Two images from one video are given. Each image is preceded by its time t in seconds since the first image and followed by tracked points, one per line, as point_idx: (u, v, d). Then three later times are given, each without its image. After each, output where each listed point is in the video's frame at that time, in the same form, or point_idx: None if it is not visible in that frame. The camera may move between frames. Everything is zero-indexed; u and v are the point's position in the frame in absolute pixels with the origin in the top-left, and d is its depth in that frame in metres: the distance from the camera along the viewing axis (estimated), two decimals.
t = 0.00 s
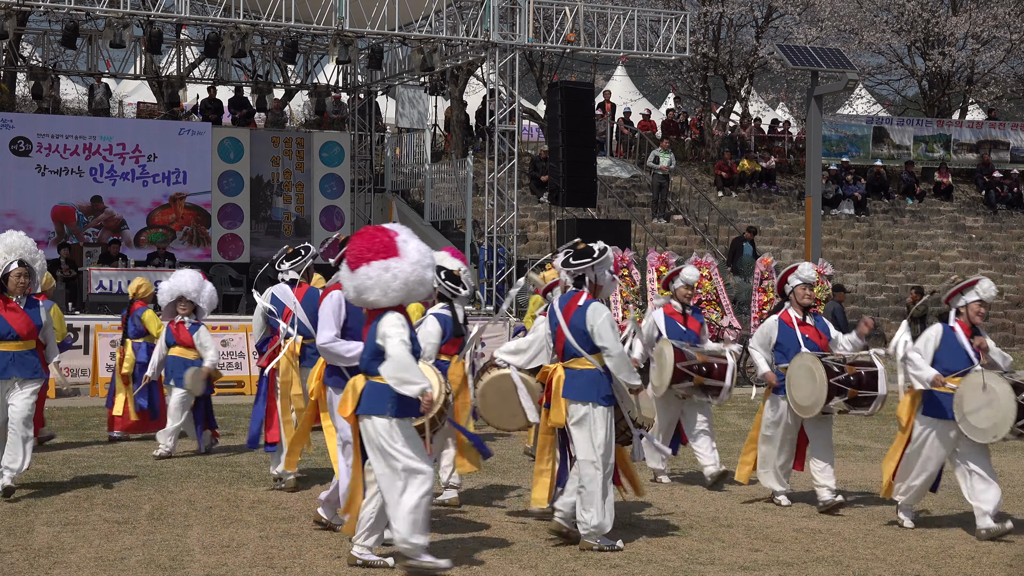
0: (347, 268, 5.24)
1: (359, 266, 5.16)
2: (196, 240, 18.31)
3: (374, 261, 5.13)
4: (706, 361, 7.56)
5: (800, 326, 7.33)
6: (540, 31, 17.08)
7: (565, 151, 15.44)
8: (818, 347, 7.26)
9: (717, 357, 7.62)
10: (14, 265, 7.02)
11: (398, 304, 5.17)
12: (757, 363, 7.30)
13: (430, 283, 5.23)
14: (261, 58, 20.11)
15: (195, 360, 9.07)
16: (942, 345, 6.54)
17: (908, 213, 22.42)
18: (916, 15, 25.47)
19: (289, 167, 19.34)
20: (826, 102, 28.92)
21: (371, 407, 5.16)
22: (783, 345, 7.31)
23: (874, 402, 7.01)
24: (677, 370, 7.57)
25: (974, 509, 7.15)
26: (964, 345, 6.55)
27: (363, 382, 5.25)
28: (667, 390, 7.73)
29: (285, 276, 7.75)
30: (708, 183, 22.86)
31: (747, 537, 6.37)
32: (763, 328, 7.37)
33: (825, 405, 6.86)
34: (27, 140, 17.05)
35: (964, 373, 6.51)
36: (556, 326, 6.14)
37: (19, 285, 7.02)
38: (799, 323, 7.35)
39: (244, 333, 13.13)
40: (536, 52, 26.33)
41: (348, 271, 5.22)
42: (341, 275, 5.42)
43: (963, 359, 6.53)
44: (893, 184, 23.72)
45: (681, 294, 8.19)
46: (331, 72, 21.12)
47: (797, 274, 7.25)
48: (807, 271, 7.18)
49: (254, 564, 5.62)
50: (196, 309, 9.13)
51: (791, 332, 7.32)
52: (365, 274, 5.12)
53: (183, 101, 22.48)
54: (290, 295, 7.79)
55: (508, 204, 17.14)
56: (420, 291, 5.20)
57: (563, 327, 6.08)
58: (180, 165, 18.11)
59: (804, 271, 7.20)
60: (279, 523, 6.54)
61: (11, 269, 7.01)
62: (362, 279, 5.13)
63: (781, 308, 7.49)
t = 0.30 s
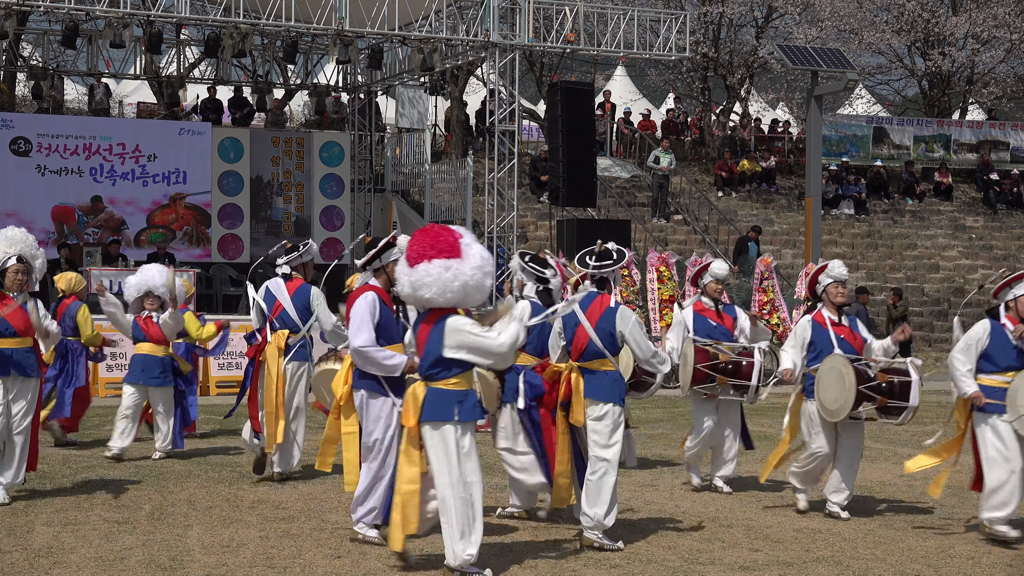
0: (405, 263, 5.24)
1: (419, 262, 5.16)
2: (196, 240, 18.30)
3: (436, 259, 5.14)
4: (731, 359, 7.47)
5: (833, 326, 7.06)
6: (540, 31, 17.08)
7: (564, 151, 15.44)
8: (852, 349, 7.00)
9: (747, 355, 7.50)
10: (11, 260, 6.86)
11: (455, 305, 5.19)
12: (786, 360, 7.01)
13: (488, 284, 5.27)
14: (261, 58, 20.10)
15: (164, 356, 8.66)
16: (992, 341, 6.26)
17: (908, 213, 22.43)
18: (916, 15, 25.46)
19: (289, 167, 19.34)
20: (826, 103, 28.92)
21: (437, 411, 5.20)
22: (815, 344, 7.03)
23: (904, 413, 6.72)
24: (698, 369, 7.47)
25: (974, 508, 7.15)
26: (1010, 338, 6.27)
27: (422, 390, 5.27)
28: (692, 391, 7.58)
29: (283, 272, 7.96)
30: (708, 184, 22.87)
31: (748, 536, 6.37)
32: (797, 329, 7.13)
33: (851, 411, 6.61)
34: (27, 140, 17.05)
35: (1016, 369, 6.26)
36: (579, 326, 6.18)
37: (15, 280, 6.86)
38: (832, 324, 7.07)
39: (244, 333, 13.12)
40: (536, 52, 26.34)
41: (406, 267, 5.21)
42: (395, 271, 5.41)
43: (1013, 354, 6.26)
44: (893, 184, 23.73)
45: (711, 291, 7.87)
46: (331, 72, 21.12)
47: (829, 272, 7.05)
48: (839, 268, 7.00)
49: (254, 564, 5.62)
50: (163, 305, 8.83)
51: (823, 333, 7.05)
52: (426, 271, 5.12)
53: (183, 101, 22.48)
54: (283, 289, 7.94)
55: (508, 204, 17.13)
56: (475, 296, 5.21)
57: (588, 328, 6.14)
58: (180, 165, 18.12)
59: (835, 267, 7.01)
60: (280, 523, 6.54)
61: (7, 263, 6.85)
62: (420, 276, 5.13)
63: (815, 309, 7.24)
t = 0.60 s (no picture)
0: (469, 269, 5.19)
1: (485, 268, 5.13)
2: (196, 240, 18.29)
3: (503, 265, 5.12)
4: (770, 379, 7.01)
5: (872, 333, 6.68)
6: (540, 30, 17.09)
7: (565, 151, 15.44)
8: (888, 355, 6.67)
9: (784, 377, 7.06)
10: (8, 266, 6.73)
11: (521, 309, 5.17)
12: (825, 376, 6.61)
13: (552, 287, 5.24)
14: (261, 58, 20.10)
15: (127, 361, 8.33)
16: None
17: (908, 213, 22.43)
18: (916, 15, 25.46)
19: (289, 167, 19.35)
20: (826, 103, 28.94)
21: (492, 413, 5.15)
22: (852, 353, 6.66)
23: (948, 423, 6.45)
24: (737, 382, 7.01)
25: (974, 508, 7.15)
26: None
27: (476, 389, 5.22)
28: (724, 401, 7.15)
29: (278, 276, 8.24)
30: (708, 183, 22.87)
31: (748, 536, 6.37)
32: (830, 336, 6.72)
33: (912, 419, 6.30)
34: (27, 140, 17.05)
35: None
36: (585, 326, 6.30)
37: (13, 287, 6.74)
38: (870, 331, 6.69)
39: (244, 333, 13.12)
40: (536, 52, 26.34)
41: (471, 273, 5.17)
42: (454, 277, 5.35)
43: None
44: (892, 184, 23.75)
45: (735, 301, 7.40)
46: (331, 72, 21.13)
47: (865, 277, 6.70)
48: (875, 274, 6.65)
49: (254, 564, 5.62)
50: (130, 305, 8.35)
51: (862, 342, 6.66)
52: (494, 276, 5.09)
53: (183, 101, 22.49)
54: (277, 293, 8.17)
55: (508, 204, 17.14)
56: (541, 299, 5.21)
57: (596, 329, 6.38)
58: (180, 165, 18.11)
59: (873, 273, 6.67)
60: (280, 523, 6.54)
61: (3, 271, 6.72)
62: (489, 281, 5.10)
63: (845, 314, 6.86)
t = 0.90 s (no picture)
0: (520, 285, 5.17)
1: (539, 283, 5.12)
2: (196, 240, 18.29)
3: (555, 276, 5.12)
4: (791, 362, 7.02)
5: (917, 325, 6.52)
6: (540, 31, 17.08)
7: (565, 151, 15.44)
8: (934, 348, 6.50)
9: (806, 359, 7.09)
10: (18, 256, 6.56)
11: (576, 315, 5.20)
12: (867, 364, 6.41)
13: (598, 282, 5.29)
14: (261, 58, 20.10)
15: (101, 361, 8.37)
16: None
17: (908, 213, 22.43)
18: (916, 15, 25.45)
19: (289, 167, 19.35)
20: (826, 103, 28.94)
21: (564, 419, 5.17)
22: (898, 344, 6.47)
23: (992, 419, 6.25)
24: (756, 369, 7.03)
25: (974, 508, 7.15)
26: None
27: (543, 397, 5.21)
28: (744, 390, 7.15)
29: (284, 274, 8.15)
30: (708, 183, 22.87)
31: (748, 536, 6.37)
32: (874, 325, 6.51)
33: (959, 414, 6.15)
34: (27, 141, 17.05)
35: None
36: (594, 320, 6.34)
37: (21, 278, 6.56)
38: (915, 323, 6.53)
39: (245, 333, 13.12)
40: (536, 52, 26.33)
41: (526, 289, 5.14)
42: (501, 294, 5.32)
43: None
44: (892, 184, 23.75)
45: (767, 288, 7.41)
46: (331, 72, 21.13)
47: (912, 268, 6.53)
48: (921, 265, 6.48)
49: (254, 564, 5.62)
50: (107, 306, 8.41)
51: (907, 333, 6.49)
52: (549, 289, 5.09)
53: (183, 101, 22.49)
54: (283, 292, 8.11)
55: (508, 204, 17.13)
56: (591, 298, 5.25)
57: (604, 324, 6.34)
58: (180, 165, 18.11)
59: (919, 265, 6.50)
60: (281, 523, 6.54)
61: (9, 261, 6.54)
62: (547, 296, 5.09)
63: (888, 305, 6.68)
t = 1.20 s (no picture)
0: (582, 282, 5.14)
1: (608, 279, 5.12)
2: (196, 240, 18.28)
3: (621, 275, 5.15)
4: (822, 375, 6.73)
5: (975, 340, 6.20)
6: (540, 31, 17.09)
7: (565, 151, 15.45)
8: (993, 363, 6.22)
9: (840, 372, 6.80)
10: (36, 267, 6.30)
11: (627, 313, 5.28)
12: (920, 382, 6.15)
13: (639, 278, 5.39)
14: (261, 58, 20.11)
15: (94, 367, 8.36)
16: None
17: (908, 213, 22.43)
18: (916, 15, 25.45)
19: (289, 167, 19.35)
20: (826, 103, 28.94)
21: (623, 418, 5.21)
22: (955, 362, 6.17)
23: None
24: (785, 386, 6.77)
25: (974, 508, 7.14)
26: None
27: (600, 395, 5.21)
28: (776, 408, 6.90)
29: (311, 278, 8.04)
30: (708, 183, 22.88)
31: (748, 537, 6.37)
32: (933, 341, 6.19)
33: (1020, 433, 5.82)
34: (27, 140, 17.05)
35: None
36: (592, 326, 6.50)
37: (38, 288, 6.32)
38: (974, 338, 6.21)
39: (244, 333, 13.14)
40: (536, 52, 26.33)
41: (590, 285, 5.12)
42: (555, 289, 5.26)
43: None
44: (892, 184, 23.77)
45: (807, 303, 6.98)
46: (331, 72, 21.14)
47: (972, 281, 6.21)
48: (983, 278, 6.14)
49: (254, 564, 5.62)
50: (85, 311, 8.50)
51: (964, 348, 6.18)
52: (616, 286, 5.12)
53: (183, 101, 22.49)
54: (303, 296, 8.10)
55: (508, 204, 17.14)
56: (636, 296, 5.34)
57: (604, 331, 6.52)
58: (180, 165, 18.11)
59: (979, 278, 6.18)
60: (281, 523, 6.55)
61: (24, 271, 6.29)
62: (614, 292, 5.12)
63: (946, 319, 6.38)
